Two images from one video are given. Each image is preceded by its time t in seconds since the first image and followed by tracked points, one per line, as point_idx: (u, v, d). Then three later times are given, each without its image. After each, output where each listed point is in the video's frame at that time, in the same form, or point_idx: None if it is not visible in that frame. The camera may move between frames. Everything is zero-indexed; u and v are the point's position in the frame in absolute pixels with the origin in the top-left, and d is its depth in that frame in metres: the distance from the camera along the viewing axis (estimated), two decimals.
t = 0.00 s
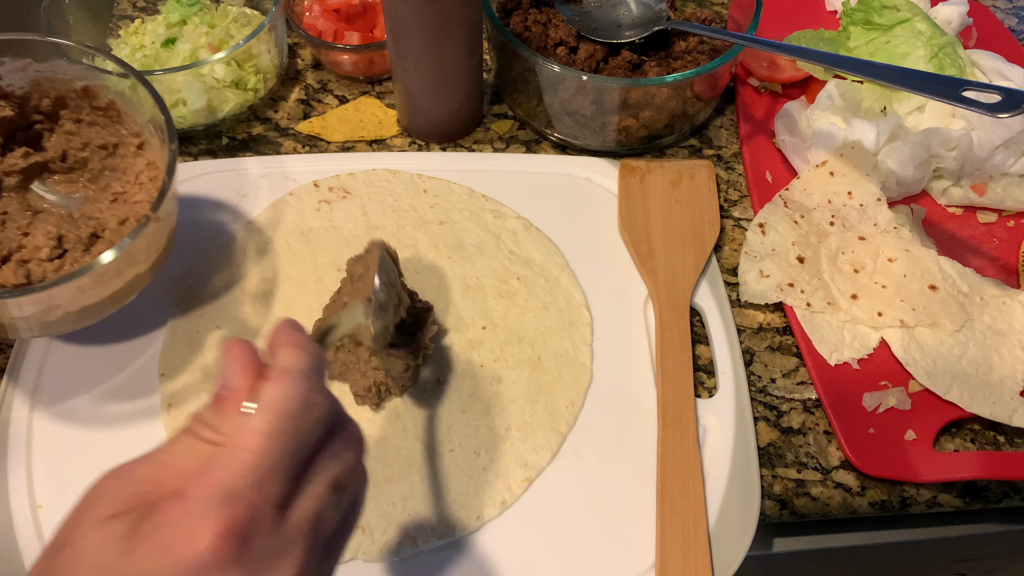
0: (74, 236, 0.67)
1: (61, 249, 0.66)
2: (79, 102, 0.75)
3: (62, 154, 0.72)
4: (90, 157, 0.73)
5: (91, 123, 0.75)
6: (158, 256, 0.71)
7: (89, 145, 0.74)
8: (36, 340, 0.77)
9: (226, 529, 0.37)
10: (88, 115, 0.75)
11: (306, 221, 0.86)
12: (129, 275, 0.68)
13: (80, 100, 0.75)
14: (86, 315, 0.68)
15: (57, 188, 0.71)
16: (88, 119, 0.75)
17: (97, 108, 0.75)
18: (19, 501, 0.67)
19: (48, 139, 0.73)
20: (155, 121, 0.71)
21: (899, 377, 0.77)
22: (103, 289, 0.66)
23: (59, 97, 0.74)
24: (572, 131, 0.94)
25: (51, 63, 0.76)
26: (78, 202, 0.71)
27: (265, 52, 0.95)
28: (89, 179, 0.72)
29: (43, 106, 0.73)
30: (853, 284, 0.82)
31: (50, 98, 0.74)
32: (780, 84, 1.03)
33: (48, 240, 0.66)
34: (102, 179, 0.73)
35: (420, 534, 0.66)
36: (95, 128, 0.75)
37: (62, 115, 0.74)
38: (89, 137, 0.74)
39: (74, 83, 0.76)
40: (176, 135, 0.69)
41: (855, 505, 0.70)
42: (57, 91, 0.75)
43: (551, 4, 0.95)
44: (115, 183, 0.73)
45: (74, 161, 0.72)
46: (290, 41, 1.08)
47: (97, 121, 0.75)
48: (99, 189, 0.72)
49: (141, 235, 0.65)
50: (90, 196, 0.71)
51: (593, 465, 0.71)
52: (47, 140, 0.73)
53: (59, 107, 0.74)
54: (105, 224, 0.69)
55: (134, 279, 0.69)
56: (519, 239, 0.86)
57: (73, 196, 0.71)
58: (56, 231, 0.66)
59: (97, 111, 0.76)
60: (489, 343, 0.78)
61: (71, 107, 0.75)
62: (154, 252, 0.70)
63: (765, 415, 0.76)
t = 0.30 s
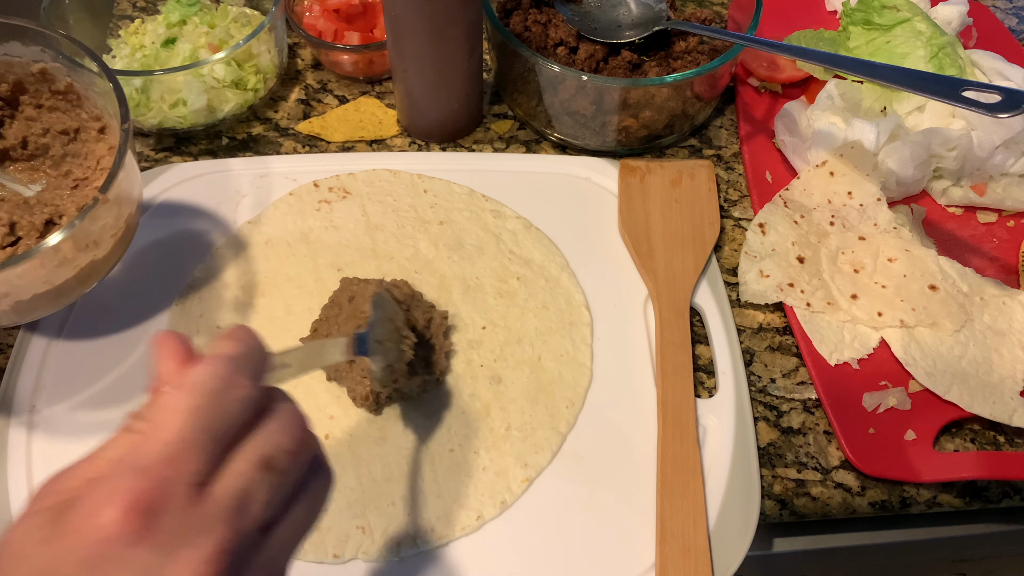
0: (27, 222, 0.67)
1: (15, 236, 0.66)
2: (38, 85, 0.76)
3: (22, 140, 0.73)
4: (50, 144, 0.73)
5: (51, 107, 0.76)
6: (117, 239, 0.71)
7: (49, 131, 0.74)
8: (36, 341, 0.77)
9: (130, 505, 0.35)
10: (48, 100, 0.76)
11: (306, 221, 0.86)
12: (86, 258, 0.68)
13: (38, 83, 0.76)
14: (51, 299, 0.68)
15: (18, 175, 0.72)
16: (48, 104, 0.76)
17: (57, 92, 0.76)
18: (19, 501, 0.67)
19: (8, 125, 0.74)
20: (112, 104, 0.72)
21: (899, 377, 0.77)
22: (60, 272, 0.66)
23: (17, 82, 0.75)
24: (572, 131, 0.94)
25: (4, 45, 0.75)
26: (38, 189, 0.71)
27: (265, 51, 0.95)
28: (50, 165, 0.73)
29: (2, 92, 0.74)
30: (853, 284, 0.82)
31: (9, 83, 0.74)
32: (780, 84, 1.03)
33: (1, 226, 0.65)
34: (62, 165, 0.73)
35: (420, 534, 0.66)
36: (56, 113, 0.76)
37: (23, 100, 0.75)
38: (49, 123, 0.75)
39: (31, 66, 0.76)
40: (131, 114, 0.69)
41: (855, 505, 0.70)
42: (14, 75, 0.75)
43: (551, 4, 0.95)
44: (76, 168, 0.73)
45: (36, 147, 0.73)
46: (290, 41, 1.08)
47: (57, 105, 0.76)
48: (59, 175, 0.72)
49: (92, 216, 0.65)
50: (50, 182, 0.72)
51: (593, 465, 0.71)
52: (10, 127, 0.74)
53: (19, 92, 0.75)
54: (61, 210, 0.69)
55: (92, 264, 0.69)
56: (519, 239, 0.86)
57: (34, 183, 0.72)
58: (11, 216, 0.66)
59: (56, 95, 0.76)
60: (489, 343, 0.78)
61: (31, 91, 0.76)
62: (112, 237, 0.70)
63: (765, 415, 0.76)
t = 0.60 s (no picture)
0: (14, 224, 0.67)
1: (3, 239, 0.66)
2: (30, 88, 0.76)
3: (14, 143, 0.72)
4: (41, 147, 0.73)
5: (43, 110, 0.76)
6: (104, 243, 0.71)
7: (40, 134, 0.73)
8: (36, 342, 0.77)
9: (209, 561, 0.34)
10: (39, 102, 0.76)
11: (306, 221, 0.86)
12: (73, 262, 0.68)
13: (30, 86, 0.76)
14: (39, 300, 0.68)
15: (9, 178, 0.72)
16: (39, 106, 0.76)
17: (47, 94, 0.76)
18: (19, 501, 0.67)
19: None
20: (102, 105, 0.72)
21: (899, 377, 0.77)
22: (46, 274, 0.66)
23: (9, 84, 0.75)
24: (572, 131, 0.94)
25: None
26: (28, 192, 0.71)
27: (265, 52, 0.95)
28: (41, 168, 0.72)
29: None
30: (853, 284, 0.82)
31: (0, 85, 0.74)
32: (780, 84, 1.03)
33: None
34: (53, 168, 0.73)
35: (420, 535, 0.66)
36: (47, 116, 0.76)
37: (14, 103, 0.75)
38: (40, 126, 0.74)
39: (23, 67, 0.76)
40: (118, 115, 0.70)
41: (855, 505, 0.70)
42: (6, 77, 0.76)
43: (551, 4, 0.95)
44: (66, 171, 0.72)
45: (26, 150, 0.72)
46: (290, 41, 1.08)
47: (49, 108, 0.76)
48: (50, 178, 0.72)
49: (77, 218, 0.65)
50: (40, 185, 0.71)
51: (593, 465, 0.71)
52: (0, 129, 0.73)
53: (11, 95, 0.75)
54: (51, 213, 0.69)
55: (78, 268, 0.69)
56: (519, 239, 0.86)
57: (24, 187, 0.71)
58: None
59: (47, 98, 0.76)
60: (489, 343, 0.78)
61: (22, 93, 0.76)
62: (100, 240, 0.70)
63: (765, 415, 0.76)
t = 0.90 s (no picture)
0: None
1: None
2: (15, 81, 0.75)
3: None
4: (27, 139, 0.72)
5: (29, 103, 0.75)
6: (90, 232, 0.71)
7: (26, 126, 0.73)
8: (35, 342, 0.77)
9: None
10: (25, 95, 0.75)
11: (306, 221, 0.86)
12: (58, 250, 0.68)
13: (15, 79, 0.76)
14: (23, 291, 0.68)
15: None
16: (25, 99, 0.75)
17: (32, 86, 0.75)
18: (19, 501, 0.67)
19: None
20: (87, 97, 0.72)
21: (899, 377, 0.77)
22: (31, 263, 0.65)
23: None
24: (572, 131, 0.94)
25: None
26: (15, 184, 0.70)
27: (265, 52, 0.95)
28: (27, 161, 0.72)
29: None
30: (853, 284, 0.82)
31: None
32: (780, 84, 1.03)
33: None
34: (39, 160, 0.72)
35: (420, 535, 0.66)
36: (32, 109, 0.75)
37: None
38: (26, 119, 0.73)
39: (8, 59, 0.76)
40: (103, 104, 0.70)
41: (855, 505, 0.70)
42: None
43: (551, 4, 0.95)
44: (52, 163, 0.72)
45: (12, 143, 0.72)
46: (290, 41, 1.08)
47: (34, 101, 0.75)
48: (36, 169, 0.72)
49: (62, 204, 0.65)
50: (27, 177, 0.71)
51: (593, 465, 0.71)
52: None
53: None
54: (35, 202, 0.69)
55: (65, 255, 0.69)
56: (519, 239, 0.86)
57: (10, 179, 0.70)
58: None
59: (33, 90, 0.76)
60: (489, 343, 0.78)
61: (7, 86, 0.75)
62: (86, 229, 0.70)
63: (765, 415, 0.76)
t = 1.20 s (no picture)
0: None
1: None
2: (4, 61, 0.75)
3: None
4: (19, 120, 0.74)
5: (20, 83, 0.75)
6: (82, 207, 0.71)
7: (17, 107, 0.74)
8: (36, 341, 0.77)
9: None
10: (15, 76, 0.75)
11: (306, 221, 0.86)
12: (49, 227, 0.67)
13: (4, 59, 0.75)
14: (16, 270, 0.68)
15: None
16: (16, 80, 0.75)
17: (21, 67, 0.75)
18: (19, 501, 0.67)
19: None
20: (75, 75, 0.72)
21: (899, 377, 0.77)
22: (21, 240, 0.65)
23: None
24: (572, 131, 0.94)
25: None
26: (8, 165, 0.72)
27: (265, 51, 0.95)
28: (19, 142, 0.73)
29: None
30: (853, 284, 0.82)
31: None
32: (780, 84, 1.03)
33: None
34: (32, 140, 0.73)
35: (420, 535, 0.66)
36: (24, 90, 0.75)
37: None
38: (17, 100, 0.75)
39: None
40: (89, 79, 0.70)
41: (855, 505, 0.70)
42: None
43: (551, 3, 0.95)
44: (44, 143, 0.73)
45: (5, 124, 0.73)
46: (290, 41, 1.09)
47: (25, 81, 0.75)
48: (28, 150, 0.73)
49: (48, 178, 0.64)
50: (19, 158, 0.72)
51: (594, 465, 0.71)
52: None
53: None
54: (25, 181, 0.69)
55: (57, 232, 0.69)
56: (519, 239, 0.86)
57: (4, 160, 0.72)
58: None
59: (22, 70, 0.76)
60: (489, 343, 0.78)
61: None
62: (77, 204, 0.70)
63: (765, 415, 0.76)
